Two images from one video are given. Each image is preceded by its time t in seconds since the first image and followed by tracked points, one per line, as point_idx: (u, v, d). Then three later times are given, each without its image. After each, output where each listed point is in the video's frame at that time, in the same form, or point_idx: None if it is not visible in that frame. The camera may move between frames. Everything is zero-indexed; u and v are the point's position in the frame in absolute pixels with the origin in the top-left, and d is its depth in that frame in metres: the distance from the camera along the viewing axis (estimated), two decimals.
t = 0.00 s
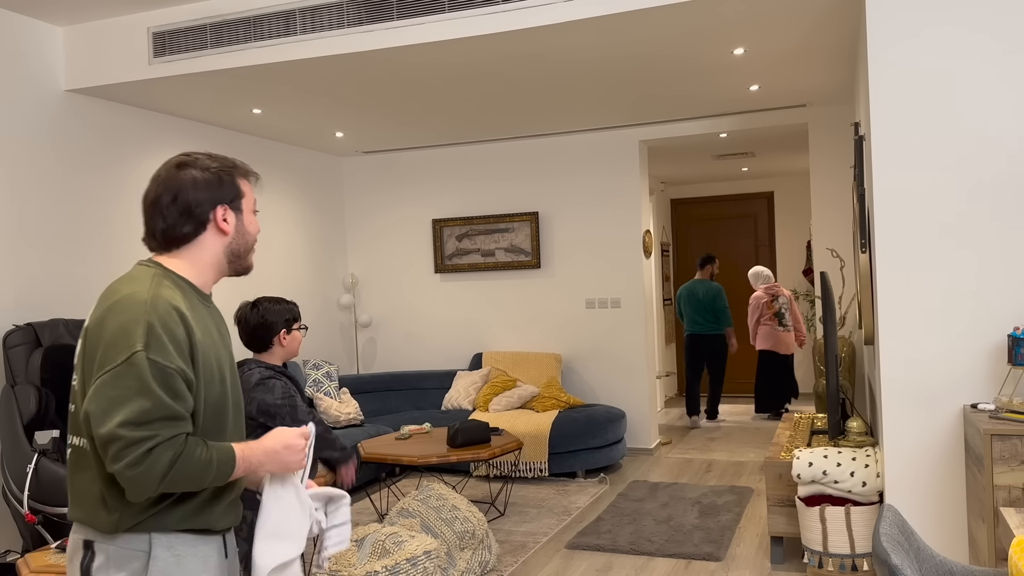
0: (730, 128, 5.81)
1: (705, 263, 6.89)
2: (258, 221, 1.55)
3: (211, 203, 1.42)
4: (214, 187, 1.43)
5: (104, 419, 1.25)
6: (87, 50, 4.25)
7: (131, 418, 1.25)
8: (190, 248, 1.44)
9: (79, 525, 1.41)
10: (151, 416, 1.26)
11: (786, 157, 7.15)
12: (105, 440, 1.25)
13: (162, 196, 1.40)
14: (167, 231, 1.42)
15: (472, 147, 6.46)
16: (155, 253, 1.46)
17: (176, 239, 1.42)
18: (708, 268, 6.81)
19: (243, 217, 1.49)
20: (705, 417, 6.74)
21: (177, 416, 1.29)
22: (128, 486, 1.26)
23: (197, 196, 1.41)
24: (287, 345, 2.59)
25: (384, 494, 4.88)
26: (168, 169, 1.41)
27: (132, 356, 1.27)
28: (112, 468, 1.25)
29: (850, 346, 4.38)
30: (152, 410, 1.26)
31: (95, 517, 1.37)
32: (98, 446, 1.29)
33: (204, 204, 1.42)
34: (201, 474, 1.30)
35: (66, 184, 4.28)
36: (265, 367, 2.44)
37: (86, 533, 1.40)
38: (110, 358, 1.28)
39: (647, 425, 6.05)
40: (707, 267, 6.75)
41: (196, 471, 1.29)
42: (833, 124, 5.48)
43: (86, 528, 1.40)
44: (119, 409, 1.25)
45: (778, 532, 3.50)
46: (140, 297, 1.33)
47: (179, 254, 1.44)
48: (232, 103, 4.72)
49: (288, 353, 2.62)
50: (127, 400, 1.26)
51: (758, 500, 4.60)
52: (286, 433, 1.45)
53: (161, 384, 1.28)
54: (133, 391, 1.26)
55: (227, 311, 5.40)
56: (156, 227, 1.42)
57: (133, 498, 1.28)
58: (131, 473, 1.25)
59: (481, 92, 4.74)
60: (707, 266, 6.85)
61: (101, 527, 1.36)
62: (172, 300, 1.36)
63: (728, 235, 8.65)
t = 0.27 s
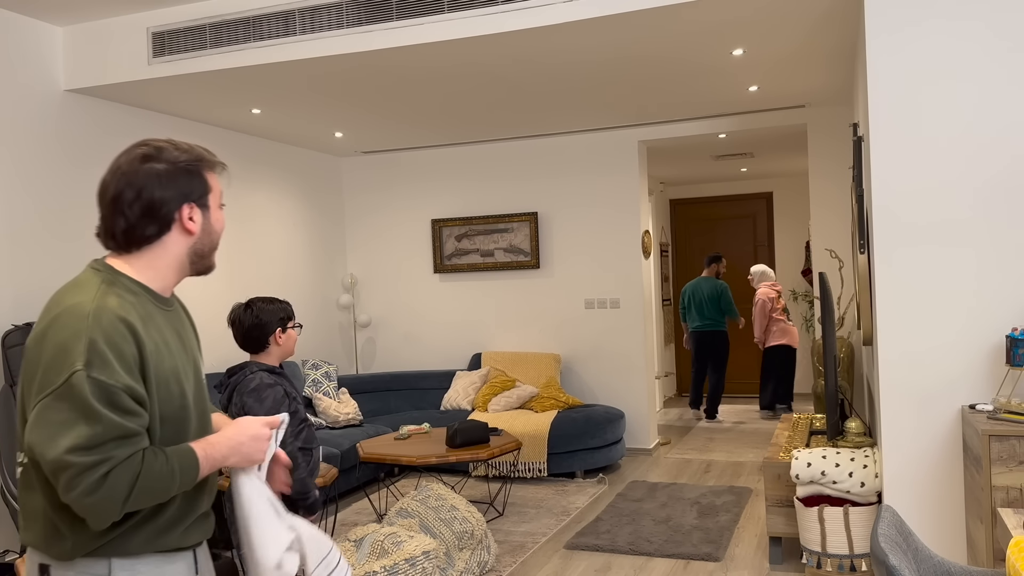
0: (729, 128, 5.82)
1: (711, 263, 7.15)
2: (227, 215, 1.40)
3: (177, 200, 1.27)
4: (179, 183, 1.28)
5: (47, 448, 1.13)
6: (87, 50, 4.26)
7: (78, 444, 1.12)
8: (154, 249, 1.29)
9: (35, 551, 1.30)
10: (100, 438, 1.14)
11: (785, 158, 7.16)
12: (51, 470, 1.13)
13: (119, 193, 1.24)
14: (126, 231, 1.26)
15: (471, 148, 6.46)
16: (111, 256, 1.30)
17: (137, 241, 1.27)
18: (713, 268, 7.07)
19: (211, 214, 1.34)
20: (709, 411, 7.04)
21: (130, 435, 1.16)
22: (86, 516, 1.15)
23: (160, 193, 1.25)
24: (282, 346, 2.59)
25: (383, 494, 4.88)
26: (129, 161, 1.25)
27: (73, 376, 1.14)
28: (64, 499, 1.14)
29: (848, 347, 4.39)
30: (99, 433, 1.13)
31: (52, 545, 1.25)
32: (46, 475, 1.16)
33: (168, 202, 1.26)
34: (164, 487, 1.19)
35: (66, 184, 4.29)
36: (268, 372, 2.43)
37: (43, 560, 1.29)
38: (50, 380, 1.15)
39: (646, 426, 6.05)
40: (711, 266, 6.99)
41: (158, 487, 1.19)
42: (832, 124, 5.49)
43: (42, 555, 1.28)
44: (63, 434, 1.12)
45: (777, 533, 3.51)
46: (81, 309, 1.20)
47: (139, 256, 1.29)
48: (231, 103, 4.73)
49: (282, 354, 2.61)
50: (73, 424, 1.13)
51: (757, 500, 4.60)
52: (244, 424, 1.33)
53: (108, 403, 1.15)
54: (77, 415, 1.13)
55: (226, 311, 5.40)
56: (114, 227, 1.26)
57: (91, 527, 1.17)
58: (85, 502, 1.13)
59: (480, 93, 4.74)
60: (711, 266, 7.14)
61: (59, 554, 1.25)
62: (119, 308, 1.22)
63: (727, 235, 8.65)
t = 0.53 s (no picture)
0: (728, 129, 5.82)
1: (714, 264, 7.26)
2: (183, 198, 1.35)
3: (134, 193, 1.23)
4: (132, 175, 1.23)
5: (39, 474, 1.08)
6: (87, 50, 4.26)
7: (74, 465, 1.09)
8: (115, 246, 1.25)
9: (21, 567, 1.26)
10: (96, 458, 1.10)
11: (783, 158, 7.17)
12: (47, 496, 1.09)
13: (72, 194, 1.19)
14: (86, 234, 1.22)
15: (470, 148, 6.47)
16: (72, 260, 1.26)
17: (98, 242, 1.23)
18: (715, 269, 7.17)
19: (169, 201, 1.30)
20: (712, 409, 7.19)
21: (126, 451, 1.13)
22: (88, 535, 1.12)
23: (113, 190, 1.20)
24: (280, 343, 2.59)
25: (382, 495, 4.88)
26: (73, 160, 1.19)
27: (63, 396, 1.09)
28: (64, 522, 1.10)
29: (846, 347, 4.40)
30: (96, 452, 1.10)
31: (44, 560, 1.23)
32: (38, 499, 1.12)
33: (123, 197, 1.22)
34: (164, 501, 1.17)
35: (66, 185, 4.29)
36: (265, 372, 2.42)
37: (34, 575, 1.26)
38: (36, 402, 1.10)
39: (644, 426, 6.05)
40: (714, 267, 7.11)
41: (159, 500, 1.17)
42: (830, 125, 5.50)
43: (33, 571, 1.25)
44: (56, 457, 1.08)
45: (775, 533, 3.51)
46: (62, 325, 1.15)
47: (102, 257, 1.26)
48: (231, 104, 4.74)
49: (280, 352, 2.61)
50: (67, 446, 1.09)
51: (755, 500, 4.61)
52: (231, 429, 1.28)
53: (100, 418, 1.12)
54: (70, 435, 1.09)
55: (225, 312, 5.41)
56: (73, 232, 1.21)
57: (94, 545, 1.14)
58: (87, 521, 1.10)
59: (479, 94, 4.75)
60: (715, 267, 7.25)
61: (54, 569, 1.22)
62: (99, 320, 1.19)
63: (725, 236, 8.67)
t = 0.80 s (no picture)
0: (727, 130, 5.83)
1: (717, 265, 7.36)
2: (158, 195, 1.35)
3: (107, 188, 1.23)
4: (104, 169, 1.23)
5: (31, 488, 1.08)
6: (86, 50, 4.26)
7: (65, 477, 1.09)
8: (90, 244, 1.25)
9: None
10: (88, 469, 1.10)
11: (782, 160, 7.18)
12: (41, 510, 1.09)
13: (43, 190, 1.19)
14: (59, 232, 1.21)
15: (469, 149, 6.47)
16: (47, 261, 1.25)
17: (72, 240, 1.23)
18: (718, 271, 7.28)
19: (143, 197, 1.30)
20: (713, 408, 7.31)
21: (118, 461, 1.13)
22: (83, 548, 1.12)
23: (85, 183, 1.20)
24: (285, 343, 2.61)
25: (381, 496, 4.89)
26: (44, 155, 1.19)
27: (52, 407, 1.09)
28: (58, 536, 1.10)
29: (845, 348, 4.40)
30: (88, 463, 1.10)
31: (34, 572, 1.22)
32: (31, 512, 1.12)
33: (95, 191, 1.21)
34: (159, 510, 1.18)
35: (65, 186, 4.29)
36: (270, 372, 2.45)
37: None
38: (23, 415, 1.10)
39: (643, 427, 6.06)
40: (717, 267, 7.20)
41: (153, 510, 1.17)
42: (829, 127, 5.50)
43: None
44: (47, 469, 1.08)
45: (774, 534, 3.52)
46: (48, 336, 1.15)
47: (78, 257, 1.25)
48: (230, 104, 4.73)
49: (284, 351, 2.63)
50: (58, 457, 1.09)
51: (754, 501, 4.62)
52: (228, 443, 1.29)
53: (91, 429, 1.12)
54: (60, 447, 1.09)
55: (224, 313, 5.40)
56: (47, 230, 1.21)
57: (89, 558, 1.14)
58: (84, 535, 1.10)
59: (478, 95, 4.75)
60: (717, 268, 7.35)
61: None
62: (84, 327, 1.19)
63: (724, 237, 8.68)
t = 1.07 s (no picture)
0: (724, 130, 5.83)
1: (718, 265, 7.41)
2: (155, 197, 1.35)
3: (105, 187, 1.22)
4: (103, 168, 1.22)
5: (14, 485, 1.08)
6: (83, 50, 4.25)
7: (48, 477, 1.08)
8: (85, 241, 1.24)
9: None
10: (72, 470, 1.10)
11: (779, 160, 7.18)
12: (23, 507, 1.09)
13: (42, 184, 1.18)
14: (54, 228, 1.21)
15: (467, 149, 6.47)
16: (40, 256, 1.25)
17: (67, 236, 1.22)
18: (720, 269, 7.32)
19: (141, 198, 1.29)
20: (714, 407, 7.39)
21: (104, 463, 1.13)
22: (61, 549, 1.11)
23: (83, 179, 1.20)
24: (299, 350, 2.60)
25: (378, 495, 4.88)
26: (44, 150, 1.19)
27: (40, 405, 1.09)
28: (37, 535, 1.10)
29: (843, 348, 4.41)
30: (71, 463, 1.10)
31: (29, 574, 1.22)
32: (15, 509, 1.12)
33: (93, 189, 1.21)
34: (142, 518, 1.16)
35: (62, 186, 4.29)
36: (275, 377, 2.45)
37: None
38: (12, 411, 1.10)
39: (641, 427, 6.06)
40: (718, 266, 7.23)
41: (137, 516, 1.16)
42: (826, 126, 5.51)
43: None
44: (30, 469, 1.08)
45: (771, 534, 3.52)
46: (39, 331, 1.15)
47: (73, 253, 1.24)
48: (228, 104, 4.73)
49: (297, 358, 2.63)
50: (42, 456, 1.09)
51: (751, 501, 4.62)
52: (219, 455, 1.29)
53: (78, 431, 1.12)
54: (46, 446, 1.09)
55: (222, 312, 5.40)
56: (42, 225, 1.20)
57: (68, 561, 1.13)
58: (61, 536, 1.10)
59: (476, 95, 4.75)
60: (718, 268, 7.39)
61: None
62: (78, 326, 1.19)
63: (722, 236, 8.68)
